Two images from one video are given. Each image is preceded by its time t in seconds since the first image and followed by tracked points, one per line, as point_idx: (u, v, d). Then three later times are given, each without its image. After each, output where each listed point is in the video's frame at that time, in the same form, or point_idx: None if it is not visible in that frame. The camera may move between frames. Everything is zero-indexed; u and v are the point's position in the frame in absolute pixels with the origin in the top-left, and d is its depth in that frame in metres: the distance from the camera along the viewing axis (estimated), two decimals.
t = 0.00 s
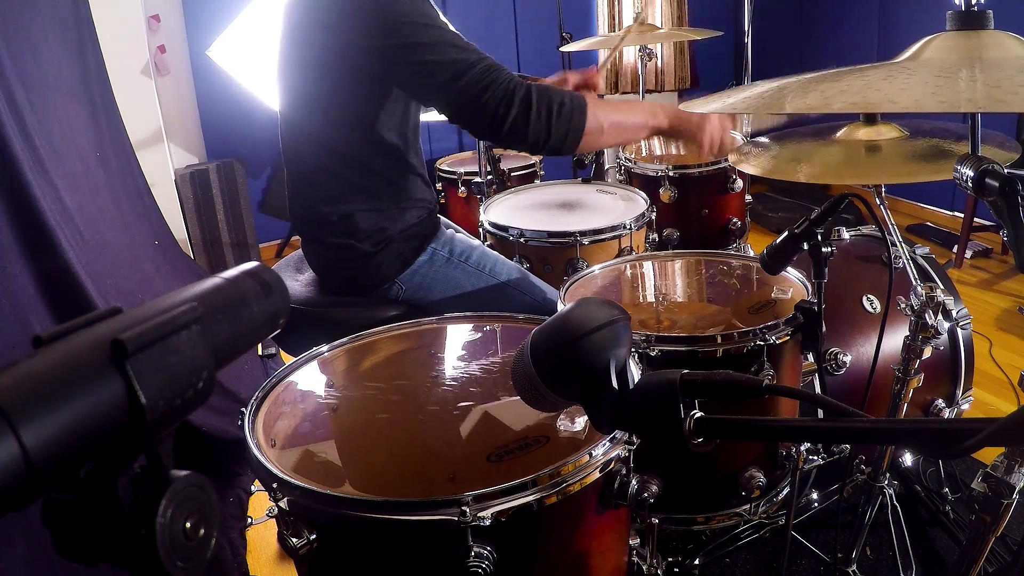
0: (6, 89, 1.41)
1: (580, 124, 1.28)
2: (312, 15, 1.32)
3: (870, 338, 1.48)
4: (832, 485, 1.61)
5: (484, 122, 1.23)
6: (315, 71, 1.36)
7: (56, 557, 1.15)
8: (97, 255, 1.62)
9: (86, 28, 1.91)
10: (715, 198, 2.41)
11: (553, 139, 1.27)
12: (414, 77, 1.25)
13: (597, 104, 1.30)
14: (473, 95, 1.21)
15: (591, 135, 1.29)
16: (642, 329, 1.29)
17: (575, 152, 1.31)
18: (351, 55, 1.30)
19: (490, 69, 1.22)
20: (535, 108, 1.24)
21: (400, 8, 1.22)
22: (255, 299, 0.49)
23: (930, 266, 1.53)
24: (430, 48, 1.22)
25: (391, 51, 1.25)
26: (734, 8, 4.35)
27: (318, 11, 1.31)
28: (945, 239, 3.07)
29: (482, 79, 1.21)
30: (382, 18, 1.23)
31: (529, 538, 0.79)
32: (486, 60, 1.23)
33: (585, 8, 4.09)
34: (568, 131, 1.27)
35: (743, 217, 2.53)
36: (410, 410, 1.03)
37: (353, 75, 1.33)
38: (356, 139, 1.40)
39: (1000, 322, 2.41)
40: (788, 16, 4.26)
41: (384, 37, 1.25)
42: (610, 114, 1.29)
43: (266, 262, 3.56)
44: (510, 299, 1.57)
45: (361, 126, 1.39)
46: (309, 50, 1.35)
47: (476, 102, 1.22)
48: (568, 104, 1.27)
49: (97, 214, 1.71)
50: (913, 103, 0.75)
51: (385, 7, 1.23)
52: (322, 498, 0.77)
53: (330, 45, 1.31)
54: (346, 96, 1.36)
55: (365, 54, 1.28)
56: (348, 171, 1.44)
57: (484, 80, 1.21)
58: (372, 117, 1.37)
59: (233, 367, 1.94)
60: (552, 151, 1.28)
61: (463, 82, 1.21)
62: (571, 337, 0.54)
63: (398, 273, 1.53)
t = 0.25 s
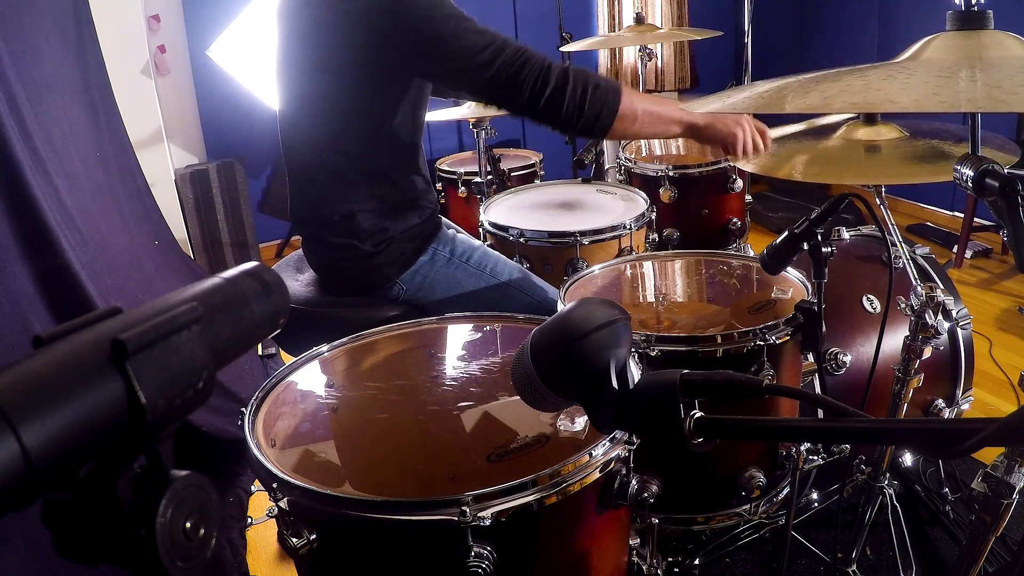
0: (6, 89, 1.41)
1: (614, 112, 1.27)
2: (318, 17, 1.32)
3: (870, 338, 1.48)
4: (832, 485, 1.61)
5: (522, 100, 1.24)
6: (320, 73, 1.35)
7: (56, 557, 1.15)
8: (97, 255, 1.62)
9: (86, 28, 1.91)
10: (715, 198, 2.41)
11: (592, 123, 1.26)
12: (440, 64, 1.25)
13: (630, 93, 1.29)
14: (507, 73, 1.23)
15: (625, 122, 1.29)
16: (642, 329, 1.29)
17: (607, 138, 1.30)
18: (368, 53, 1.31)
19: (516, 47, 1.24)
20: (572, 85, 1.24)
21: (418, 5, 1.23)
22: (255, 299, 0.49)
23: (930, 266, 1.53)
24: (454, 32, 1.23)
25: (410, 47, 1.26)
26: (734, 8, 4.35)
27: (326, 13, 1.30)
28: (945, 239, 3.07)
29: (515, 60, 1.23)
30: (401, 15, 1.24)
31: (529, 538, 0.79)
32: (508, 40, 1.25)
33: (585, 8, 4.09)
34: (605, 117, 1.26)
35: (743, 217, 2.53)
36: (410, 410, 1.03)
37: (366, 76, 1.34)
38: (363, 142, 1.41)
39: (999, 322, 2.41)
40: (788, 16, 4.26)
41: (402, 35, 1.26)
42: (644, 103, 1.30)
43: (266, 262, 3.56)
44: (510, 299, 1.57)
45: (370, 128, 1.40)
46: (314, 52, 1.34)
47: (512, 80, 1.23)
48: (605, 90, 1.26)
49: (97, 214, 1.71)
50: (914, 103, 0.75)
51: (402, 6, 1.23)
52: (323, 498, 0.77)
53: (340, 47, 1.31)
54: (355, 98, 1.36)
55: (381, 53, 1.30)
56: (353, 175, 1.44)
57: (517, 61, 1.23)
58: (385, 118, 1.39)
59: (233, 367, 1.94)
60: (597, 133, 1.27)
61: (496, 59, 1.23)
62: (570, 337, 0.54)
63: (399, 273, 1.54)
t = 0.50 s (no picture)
0: (6, 89, 1.41)
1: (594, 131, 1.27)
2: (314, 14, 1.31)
3: (870, 338, 1.48)
4: (832, 485, 1.61)
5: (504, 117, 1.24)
6: (317, 72, 1.35)
7: (55, 557, 1.15)
8: (97, 255, 1.62)
9: (86, 28, 1.91)
10: (715, 198, 2.41)
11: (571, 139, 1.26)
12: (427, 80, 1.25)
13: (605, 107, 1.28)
14: (489, 91, 1.23)
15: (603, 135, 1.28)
16: (642, 329, 1.29)
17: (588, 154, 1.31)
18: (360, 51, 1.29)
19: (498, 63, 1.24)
20: (552, 108, 1.24)
21: (411, 12, 1.21)
22: (255, 299, 0.49)
23: (930, 266, 1.53)
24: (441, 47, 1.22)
25: (400, 49, 1.24)
26: (735, 8, 4.35)
27: (323, 12, 1.30)
28: (945, 239, 3.07)
29: (497, 80, 1.23)
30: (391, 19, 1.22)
31: (529, 539, 0.79)
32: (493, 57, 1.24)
33: (585, 8, 4.09)
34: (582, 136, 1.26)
35: (743, 217, 2.53)
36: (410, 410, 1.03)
37: (358, 76, 1.32)
38: (354, 143, 1.40)
39: (999, 322, 2.41)
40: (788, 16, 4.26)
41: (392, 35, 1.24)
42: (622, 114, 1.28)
43: (266, 262, 3.56)
44: (509, 299, 1.57)
45: (363, 129, 1.39)
46: (310, 49, 1.34)
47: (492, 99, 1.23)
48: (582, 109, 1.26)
49: (97, 214, 1.71)
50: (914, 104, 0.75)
51: (394, 8, 1.22)
52: (323, 498, 0.77)
53: (334, 44, 1.30)
54: (349, 99, 1.36)
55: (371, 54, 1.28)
56: (349, 175, 1.44)
57: (501, 79, 1.22)
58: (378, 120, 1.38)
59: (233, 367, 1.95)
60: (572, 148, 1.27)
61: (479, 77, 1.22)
62: (570, 337, 0.54)
63: (399, 273, 1.53)
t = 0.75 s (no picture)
0: (6, 89, 1.41)
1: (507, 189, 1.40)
2: (298, 9, 1.32)
3: (870, 338, 1.48)
4: (832, 485, 1.61)
5: (425, 169, 1.39)
6: (304, 70, 1.35)
7: (55, 557, 1.15)
8: (97, 255, 1.62)
9: (86, 29, 1.91)
10: (715, 198, 2.41)
11: (477, 198, 1.40)
12: (382, 112, 1.35)
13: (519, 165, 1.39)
14: (420, 142, 1.37)
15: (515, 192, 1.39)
16: (643, 329, 1.29)
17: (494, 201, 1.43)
18: (338, 55, 1.31)
19: (437, 119, 1.38)
20: (467, 166, 1.38)
21: (378, 35, 1.30)
22: (254, 299, 0.49)
23: (930, 266, 1.53)
24: (398, 87, 1.34)
25: (365, 70, 1.32)
26: (735, 8, 4.35)
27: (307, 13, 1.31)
28: (945, 239, 3.07)
29: (422, 132, 1.36)
30: (368, 35, 1.29)
31: (529, 539, 0.79)
32: (435, 112, 1.38)
33: (585, 8, 4.09)
34: (490, 195, 1.40)
35: (743, 217, 2.53)
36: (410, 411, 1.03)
37: (336, 84, 1.34)
38: (342, 144, 1.40)
39: (1000, 322, 2.41)
40: (788, 16, 4.26)
41: (369, 49, 1.30)
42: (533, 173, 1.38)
43: (266, 262, 3.56)
44: (509, 299, 1.58)
45: (338, 132, 1.39)
46: (294, 44, 1.34)
47: (421, 150, 1.37)
48: (496, 172, 1.40)
49: (97, 214, 1.71)
50: (914, 104, 0.75)
51: (366, 29, 1.29)
52: (323, 498, 0.77)
53: (315, 42, 1.32)
54: (326, 97, 1.36)
55: (350, 61, 1.31)
56: (328, 175, 1.44)
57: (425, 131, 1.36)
58: (348, 130, 1.38)
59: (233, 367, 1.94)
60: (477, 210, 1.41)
61: (416, 128, 1.36)
62: (571, 337, 0.54)
63: (398, 272, 1.53)
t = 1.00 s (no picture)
0: (6, 90, 1.41)
1: (418, 227, 1.47)
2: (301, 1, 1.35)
3: (870, 338, 1.48)
4: (832, 485, 1.61)
5: (349, 190, 1.41)
6: (297, 66, 1.36)
7: (56, 557, 1.15)
8: (97, 255, 1.62)
9: (86, 29, 1.91)
10: (715, 198, 2.41)
11: (385, 231, 1.47)
12: (340, 124, 1.35)
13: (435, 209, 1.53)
14: (356, 161, 1.37)
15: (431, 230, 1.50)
16: (642, 329, 1.29)
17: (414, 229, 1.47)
18: (320, 51, 1.32)
19: (384, 147, 1.39)
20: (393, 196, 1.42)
21: (359, 39, 1.31)
22: (255, 299, 0.49)
23: (930, 266, 1.53)
24: (358, 102, 1.34)
25: (339, 74, 1.32)
26: (735, 8, 4.35)
27: (306, 14, 1.33)
28: (946, 239, 3.07)
29: (362, 155, 1.37)
30: (350, 41, 1.30)
31: (529, 539, 0.79)
32: (391, 136, 1.40)
33: (585, 8, 4.09)
34: (406, 230, 1.46)
35: (742, 217, 2.53)
36: (410, 411, 1.03)
37: (318, 83, 1.34)
38: (320, 145, 1.39)
39: (1000, 322, 2.41)
40: (788, 16, 4.26)
41: (349, 54, 1.31)
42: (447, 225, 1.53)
43: (266, 262, 3.56)
44: (508, 301, 1.58)
45: (307, 128, 1.39)
46: (290, 34, 1.36)
47: (352, 170, 1.38)
48: (417, 212, 1.46)
49: (97, 214, 1.71)
50: (914, 104, 0.75)
51: (349, 32, 1.30)
52: (323, 498, 0.77)
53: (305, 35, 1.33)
54: (311, 96, 1.36)
55: (330, 64, 1.32)
56: (300, 168, 1.45)
57: (369, 154, 1.37)
58: (312, 128, 1.38)
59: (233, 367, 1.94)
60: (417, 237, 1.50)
61: (359, 148, 1.36)
62: (571, 337, 0.54)
63: (396, 272, 1.55)
